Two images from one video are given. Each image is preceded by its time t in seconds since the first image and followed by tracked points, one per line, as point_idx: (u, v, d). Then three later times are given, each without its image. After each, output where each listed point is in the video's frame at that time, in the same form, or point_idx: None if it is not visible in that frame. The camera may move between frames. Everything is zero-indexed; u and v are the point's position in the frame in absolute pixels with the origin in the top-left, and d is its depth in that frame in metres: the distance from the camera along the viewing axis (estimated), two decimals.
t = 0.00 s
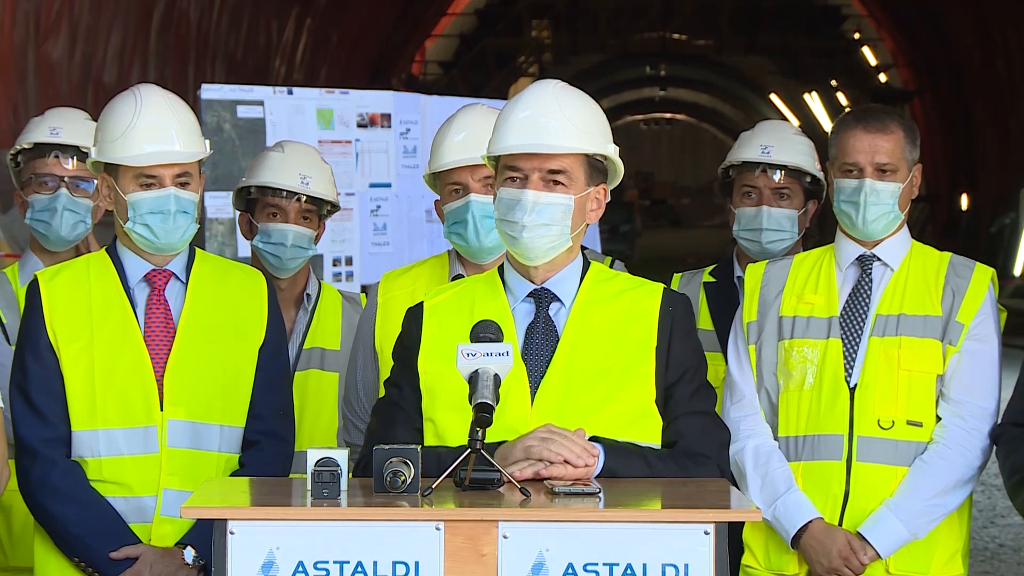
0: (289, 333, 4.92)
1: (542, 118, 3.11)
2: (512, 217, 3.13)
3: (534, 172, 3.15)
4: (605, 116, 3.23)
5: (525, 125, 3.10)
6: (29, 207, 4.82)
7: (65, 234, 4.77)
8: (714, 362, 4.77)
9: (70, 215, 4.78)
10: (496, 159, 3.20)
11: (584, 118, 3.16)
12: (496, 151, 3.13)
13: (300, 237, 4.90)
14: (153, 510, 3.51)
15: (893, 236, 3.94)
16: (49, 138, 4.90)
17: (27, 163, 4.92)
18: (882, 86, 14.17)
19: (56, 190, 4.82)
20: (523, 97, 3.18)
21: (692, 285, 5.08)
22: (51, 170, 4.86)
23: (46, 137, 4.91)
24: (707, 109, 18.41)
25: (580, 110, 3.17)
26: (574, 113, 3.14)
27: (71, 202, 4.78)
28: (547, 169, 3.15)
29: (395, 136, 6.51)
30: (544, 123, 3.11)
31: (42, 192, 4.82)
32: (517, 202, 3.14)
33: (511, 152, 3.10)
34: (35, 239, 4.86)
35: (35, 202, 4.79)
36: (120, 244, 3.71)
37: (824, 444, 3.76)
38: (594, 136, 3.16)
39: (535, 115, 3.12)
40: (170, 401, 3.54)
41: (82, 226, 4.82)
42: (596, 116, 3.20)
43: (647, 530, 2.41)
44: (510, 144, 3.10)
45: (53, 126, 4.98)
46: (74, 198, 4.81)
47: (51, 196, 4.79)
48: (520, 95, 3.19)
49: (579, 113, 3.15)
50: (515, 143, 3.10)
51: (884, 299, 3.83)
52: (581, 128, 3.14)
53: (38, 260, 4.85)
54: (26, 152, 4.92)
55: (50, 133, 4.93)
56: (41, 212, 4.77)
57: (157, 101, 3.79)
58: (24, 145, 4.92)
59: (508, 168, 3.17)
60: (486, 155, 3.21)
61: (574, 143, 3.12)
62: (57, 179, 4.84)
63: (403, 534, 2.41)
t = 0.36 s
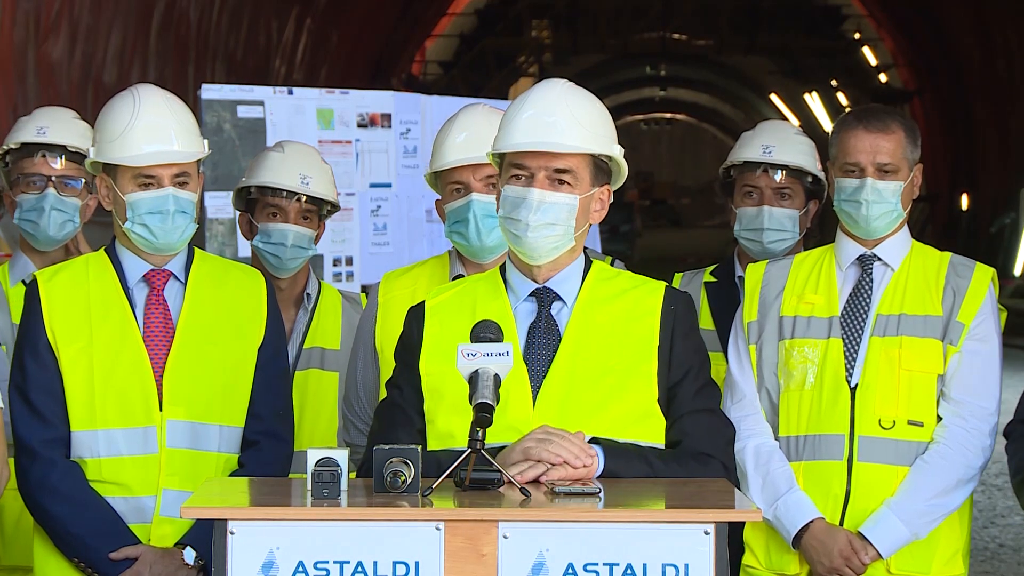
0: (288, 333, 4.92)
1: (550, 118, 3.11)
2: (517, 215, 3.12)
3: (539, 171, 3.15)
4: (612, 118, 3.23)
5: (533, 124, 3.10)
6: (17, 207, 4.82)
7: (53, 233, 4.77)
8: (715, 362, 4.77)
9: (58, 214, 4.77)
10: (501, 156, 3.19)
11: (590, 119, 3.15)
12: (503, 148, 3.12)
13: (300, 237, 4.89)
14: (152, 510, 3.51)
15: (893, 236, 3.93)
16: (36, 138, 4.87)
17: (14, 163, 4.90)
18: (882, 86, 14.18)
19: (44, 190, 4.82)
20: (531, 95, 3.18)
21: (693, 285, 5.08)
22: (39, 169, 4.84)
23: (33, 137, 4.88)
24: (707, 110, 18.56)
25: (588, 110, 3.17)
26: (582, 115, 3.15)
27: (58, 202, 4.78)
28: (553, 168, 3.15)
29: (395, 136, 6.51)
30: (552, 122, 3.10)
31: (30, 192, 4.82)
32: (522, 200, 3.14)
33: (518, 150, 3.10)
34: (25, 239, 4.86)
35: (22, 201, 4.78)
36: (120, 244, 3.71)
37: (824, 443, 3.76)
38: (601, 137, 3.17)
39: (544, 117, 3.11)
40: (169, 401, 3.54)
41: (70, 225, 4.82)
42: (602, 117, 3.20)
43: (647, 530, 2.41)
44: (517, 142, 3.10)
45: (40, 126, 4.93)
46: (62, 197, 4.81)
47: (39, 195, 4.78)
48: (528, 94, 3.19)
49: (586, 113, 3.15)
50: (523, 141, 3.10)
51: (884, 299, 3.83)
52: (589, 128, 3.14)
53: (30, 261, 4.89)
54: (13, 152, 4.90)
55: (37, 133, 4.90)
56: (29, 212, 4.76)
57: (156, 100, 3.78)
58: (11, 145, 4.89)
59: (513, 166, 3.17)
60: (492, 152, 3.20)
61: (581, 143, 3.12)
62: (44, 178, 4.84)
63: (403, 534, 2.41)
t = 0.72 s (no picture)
0: (288, 333, 4.92)
1: (539, 113, 3.12)
2: (512, 211, 3.13)
3: (533, 168, 3.15)
4: (608, 112, 3.22)
5: (522, 121, 3.11)
6: (10, 206, 4.81)
7: (48, 232, 4.76)
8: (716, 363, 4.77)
9: (53, 213, 4.77)
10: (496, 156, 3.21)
11: (581, 111, 3.15)
12: (494, 147, 3.14)
13: (300, 237, 4.89)
14: (151, 510, 3.51)
15: (895, 236, 3.93)
16: (30, 137, 4.87)
17: (8, 162, 4.89)
18: (882, 86, 14.19)
19: (39, 189, 4.81)
20: (520, 93, 3.19)
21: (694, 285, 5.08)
22: (33, 168, 4.84)
23: (27, 135, 4.88)
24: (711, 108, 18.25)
25: (578, 103, 3.16)
26: (575, 109, 3.14)
27: (53, 200, 4.77)
28: (546, 163, 3.15)
29: (395, 136, 6.50)
30: (540, 117, 3.11)
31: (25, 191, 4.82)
32: (516, 197, 3.14)
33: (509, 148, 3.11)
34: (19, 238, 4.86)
35: (17, 200, 4.78)
36: (120, 244, 3.71)
37: (824, 443, 3.76)
38: (593, 129, 3.16)
39: (533, 114, 3.12)
40: (169, 401, 3.54)
41: (65, 224, 4.82)
42: (595, 109, 3.19)
43: (646, 530, 2.41)
44: (507, 140, 3.11)
45: (34, 124, 4.93)
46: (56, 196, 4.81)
47: (34, 194, 4.78)
48: (517, 93, 3.20)
49: (576, 106, 3.15)
50: (513, 138, 3.11)
51: (885, 299, 3.83)
52: (579, 121, 3.13)
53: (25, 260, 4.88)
54: (8, 151, 4.90)
55: (31, 131, 4.89)
56: (24, 211, 4.76)
57: (155, 100, 3.79)
58: (4, 144, 4.89)
59: (507, 165, 3.18)
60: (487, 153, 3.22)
61: (571, 135, 3.11)
62: (39, 177, 4.83)
63: (402, 534, 2.41)
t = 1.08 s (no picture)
0: (289, 333, 4.92)
1: (524, 117, 3.12)
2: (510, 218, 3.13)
3: (525, 172, 3.15)
4: (593, 109, 3.23)
5: (509, 127, 3.11)
6: (13, 206, 4.80)
7: (51, 233, 4.76)
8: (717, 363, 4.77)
9: (56, 214, 4.76)
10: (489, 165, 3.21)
11: (565, 110, 3.15)
12: (485, 157, 3.14)
13: (300, 237, 4.90)
14: (152, 510, 3.51)
15: (896, 234, 3.93)
16: (33, 137, 4.86)
17: (11, 162, 4.89)
18: (883, 86, 14.19)
19: (42, 189, 4.80)
20: (503, 100, 3.19)
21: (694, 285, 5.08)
22: (37, 168, 4.85)
23: (30, 135, 4.87)
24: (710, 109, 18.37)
25: (561, 102, 3.16)
26: (560, 109, 3.15)
27: (57, 201, 4.77)
28: (537, 165, 3.15)
29: (395, 136, 6.50)
30: (525, 120, 3.11)
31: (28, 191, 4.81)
32: (511, 204, 3.14)
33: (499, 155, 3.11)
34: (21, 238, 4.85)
35: (20, 200, 4.77)
36: (120, 245, 3.71)
37: (825, 443, 3.76)
38: (579, 125, 3.16)
39: (519, 118, 3.12)
40: (169, 401, 3.54)
41: (67, 225, 4.82)
42: (579, 106, 3.19)
43: (646, 530, 2.41)
44: (497, 148, 3.12)
45: (38, 125, 4.91)
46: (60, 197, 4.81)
47: (37, 194, 4.77)
48: (501, 100, 3.20)
49: (560, 106, 3.15)
50: (501, 146, 3.11)
51: (885, 300, 3.83)
52: (565, 120, 3.14)
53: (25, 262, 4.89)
54: (11, 152, 4.90)
55: (35, 131, 4.89)
56: (27, 211, 4.75)
57: (155, 100, 3.79)
58: (7, 144, 4.88)
59: (500, 172, 3.18)
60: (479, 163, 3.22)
61: (558, 135, 3.11)
62: (43, 177, 4.83)
63: (402, 534, 2.41)
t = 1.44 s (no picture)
0: (289, 333, 4.92)
1: (523, 119, 3.12)
2: (512, 221, 3.13)
3: (525, 174, 3.15)
4: (591, 109, 3.23)
5: (509, 128, 3.11)
6: (16, 207, 4.80)
7: (54, 234, 4.76)
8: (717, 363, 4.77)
9: (59, 215, 4.77)
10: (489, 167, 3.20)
11: (563, 111, 3.15)
12: (485, 159, 3.14)
13: (300, 237, 4.89)
14: (152, 509, 3.51)
15: (897, 234, 3.93)
16: (36, 139, 4.86)
17: (14, 163, 4.89)
18: (883, 86, 14.18)
19: (45, 190, 4.80)
20: (501, 101, 3.19)
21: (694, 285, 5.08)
22: (39, 170, 4.84)
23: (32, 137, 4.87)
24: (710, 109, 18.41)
25: (559, 102, 3.17)
26: (558, 110, 3.15)
27: (59, 202, 4.77)
28: (538, 167, 3.14)
29: (395, 136, 6.50)
30: (524, 122, 3.11)
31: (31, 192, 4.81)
32: (512, 207, 3.14)
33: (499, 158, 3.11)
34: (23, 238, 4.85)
35: (23, 202, 4.77)
36: (120, 245, 3.70)
37: (825, 443, 3.75)
38: (579, 126, 3.16)
39: (517, 119, 3.12)
40: (169, 401, 3.53)
41: (71, 226, 4.82)
42: (577, 107, 3.19)
43: (646, 530, 2.41)
44: (497, 150, 3.12)
45: (40, 126, 4.92)
46: (63, 198, 4.80)
47: (40, 196, 4.77)
48: (499, 101, 3.20)
49: (558, 107, 3.16)
50: (501, 147, 3.11)
51: (885, 299, 3.83)
52: (564, 120, 3.14)
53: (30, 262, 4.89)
54: (14, 153, 4.90)
55: (37, 133, 4.89)
56: (30, 213, 4.75)
57: (155, 100, 3.78)
58: (10, 146, 4.88)
59: (501, 174, 3.17)
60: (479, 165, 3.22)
61: (557, 137, 3.11)
62: (46, 179, 4.83)
63: (402, 534, 2.41)
